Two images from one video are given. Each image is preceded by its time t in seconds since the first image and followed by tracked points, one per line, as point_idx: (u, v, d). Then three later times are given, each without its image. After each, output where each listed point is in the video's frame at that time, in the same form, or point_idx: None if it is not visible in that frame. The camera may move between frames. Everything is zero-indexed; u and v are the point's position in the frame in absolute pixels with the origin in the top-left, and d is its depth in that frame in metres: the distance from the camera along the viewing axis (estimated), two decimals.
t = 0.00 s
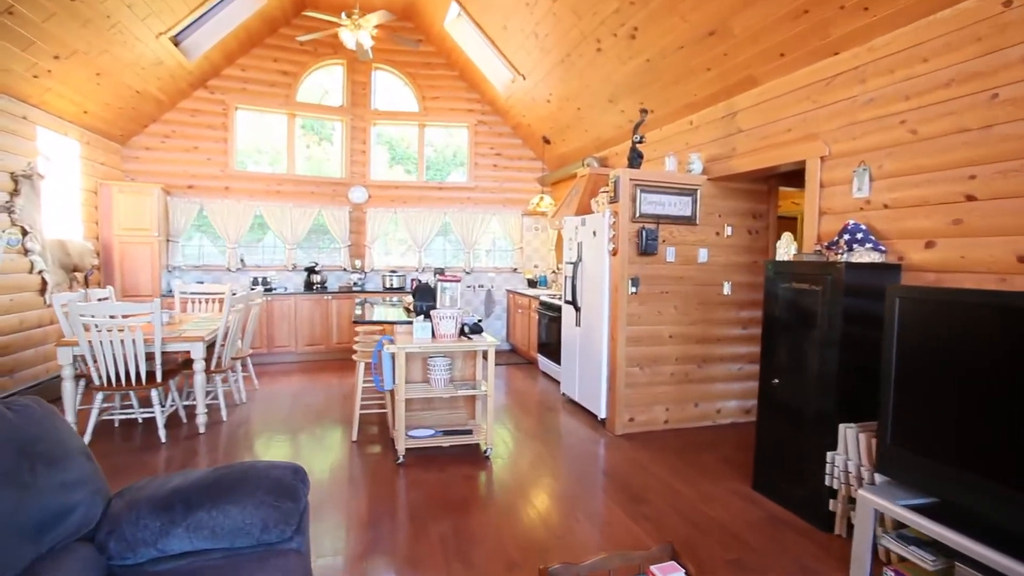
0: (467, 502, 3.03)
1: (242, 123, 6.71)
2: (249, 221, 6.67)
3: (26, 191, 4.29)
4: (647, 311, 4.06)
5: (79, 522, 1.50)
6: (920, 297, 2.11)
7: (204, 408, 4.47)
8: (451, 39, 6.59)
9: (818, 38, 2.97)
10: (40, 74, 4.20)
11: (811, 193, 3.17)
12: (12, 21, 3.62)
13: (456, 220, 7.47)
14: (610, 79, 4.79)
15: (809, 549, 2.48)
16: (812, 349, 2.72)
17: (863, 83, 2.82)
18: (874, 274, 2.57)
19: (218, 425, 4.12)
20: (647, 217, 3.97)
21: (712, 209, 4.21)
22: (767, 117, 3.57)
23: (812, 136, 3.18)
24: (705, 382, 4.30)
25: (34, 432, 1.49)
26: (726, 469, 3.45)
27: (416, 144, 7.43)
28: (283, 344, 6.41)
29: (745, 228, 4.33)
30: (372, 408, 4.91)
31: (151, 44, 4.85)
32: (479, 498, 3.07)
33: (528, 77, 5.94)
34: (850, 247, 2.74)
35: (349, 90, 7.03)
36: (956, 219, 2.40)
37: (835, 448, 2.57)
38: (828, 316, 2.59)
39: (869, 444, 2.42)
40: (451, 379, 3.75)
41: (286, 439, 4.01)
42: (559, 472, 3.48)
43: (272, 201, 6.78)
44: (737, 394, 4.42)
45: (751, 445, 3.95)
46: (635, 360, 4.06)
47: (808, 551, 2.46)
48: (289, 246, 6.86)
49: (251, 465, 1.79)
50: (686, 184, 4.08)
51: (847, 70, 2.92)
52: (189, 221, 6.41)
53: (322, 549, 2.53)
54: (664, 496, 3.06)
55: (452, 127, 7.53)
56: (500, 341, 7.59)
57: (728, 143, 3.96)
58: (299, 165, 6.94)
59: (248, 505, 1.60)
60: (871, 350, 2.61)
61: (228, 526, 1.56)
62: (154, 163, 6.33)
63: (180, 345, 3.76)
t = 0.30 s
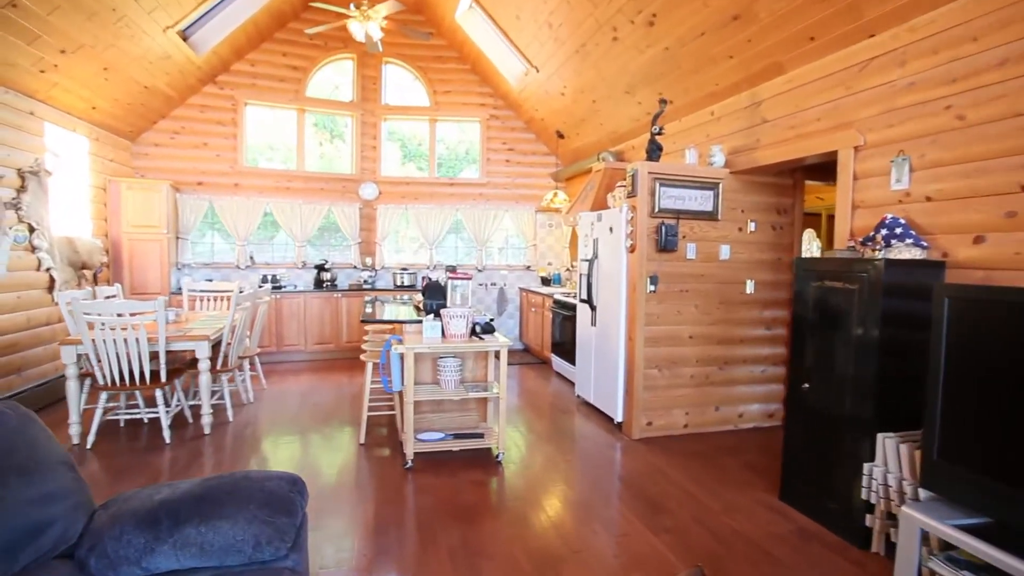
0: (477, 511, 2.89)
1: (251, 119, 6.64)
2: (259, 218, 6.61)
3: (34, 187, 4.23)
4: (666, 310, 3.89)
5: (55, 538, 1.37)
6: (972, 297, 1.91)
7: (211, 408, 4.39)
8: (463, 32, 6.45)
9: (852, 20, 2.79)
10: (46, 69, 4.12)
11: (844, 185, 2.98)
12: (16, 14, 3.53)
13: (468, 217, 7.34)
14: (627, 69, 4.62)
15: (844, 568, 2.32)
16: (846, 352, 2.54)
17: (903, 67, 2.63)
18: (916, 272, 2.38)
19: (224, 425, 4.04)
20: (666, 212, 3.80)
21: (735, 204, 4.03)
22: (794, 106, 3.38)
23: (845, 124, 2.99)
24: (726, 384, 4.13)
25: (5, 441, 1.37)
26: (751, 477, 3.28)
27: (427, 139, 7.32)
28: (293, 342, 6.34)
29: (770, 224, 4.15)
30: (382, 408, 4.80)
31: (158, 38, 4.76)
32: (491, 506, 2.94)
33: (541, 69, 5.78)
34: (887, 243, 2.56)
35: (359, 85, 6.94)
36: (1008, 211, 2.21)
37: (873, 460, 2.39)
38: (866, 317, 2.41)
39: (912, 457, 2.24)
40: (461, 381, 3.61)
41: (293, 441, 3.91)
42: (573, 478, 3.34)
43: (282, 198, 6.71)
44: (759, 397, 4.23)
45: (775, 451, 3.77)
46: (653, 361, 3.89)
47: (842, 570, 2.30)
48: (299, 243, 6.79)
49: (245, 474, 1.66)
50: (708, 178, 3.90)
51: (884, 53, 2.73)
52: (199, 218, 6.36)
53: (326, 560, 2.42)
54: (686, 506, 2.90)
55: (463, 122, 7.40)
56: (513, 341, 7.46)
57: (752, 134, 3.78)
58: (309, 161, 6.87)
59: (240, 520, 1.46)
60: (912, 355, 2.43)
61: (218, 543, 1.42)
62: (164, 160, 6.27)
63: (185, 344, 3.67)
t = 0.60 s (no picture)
0: (487, 521, 2.74)
1: (259, 115, 6.55)
2: (266, 216, 6.52)
3: (37, 183, 4.15)
4: (685, 311, 3.72)
5: (17, 561, 1.22)
6: None
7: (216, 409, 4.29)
8: (474, 25, 6.30)
9: None
10: (48, 62, 4.04)
11: (878, 177, 2.80)
12: (16, 5, 3.43)
13: (478, 214, 7.20)
14: (643, 60, 4.45)
15: None
16: (885, 356, 2.36)
17: (947, 48, 2.46)
18: (962, 269, 2.20)
19: (228, 427, 3.93)
20: (685, 208, 3.63)
21: (757, 198, 3.84)
22: (824, 94, 3.20)
23: (880, 112, 2.81)
24: (747, 388, 3.95)
25: None
26: (776, 488, 3.10)
27: (437, 135, 7.20)
28: (300, 342, 6.25)
29: (794, 220, 3.96)
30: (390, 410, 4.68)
31: (163, 31, 4.67)
32: (502, 516, 2.79)
33: (554, 62, 5.62)
34: (929, 239, 2.38)
35: (368, 80, 6.84)
36: None
37: (915, 474, 2.22)
38: (909, 319, 2.23)
39: (958, 471, 2.06)
40: (471, 383, 3.47)
41: (297, 443, 3.79)
42: (589, 486, 3.18)
43: (290, 195, 6.62)
44: (782, 401, 4.05)
45: (800, 459, 3.59)
46: (671, 363, 3.72)
47: None
48: (307, 241, 6.70)
49: (234, 488, 1.53)
50: (729, 171, 3.72)
51: (926, 34, 2.56)
52: (206, 216, 6.28)
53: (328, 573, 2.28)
54: (709, 519, 2.73)
55: (474, 117, 7.27)
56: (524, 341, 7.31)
57: (777, 125, 3.59)
58: (317, 158, 6.78)
59: (224, 542, 1.31)
60: (959, 359, 2.24)
61: (199, 567, 1.26)
62: (170, 157, 6.19)
63: (186, 344, 3.56)
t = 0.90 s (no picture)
0: (492, 535, 2.59)
1: (264, 112, 6.46)
2: (271, 214, 6.42)
3: (34, 180, 4.06)
4: (700, 312, 3.56)
5: None
6: None
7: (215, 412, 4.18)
8: (482, 19, 6.17)
9: None
10: (46, 56, 3.95)
11: (909, 171, 2.62)
12: None
13: (486, 213, 7.07)
14: (657, 51, 4.29)
15: None
16: (920, 362, 2.19)
17: (987, 32, 2.29)
18: (1006, 269, 2.03)
19: (227, 431, 3.82)
20: (701, 204, 3.47)
21: (776, 195, 3.67)
22: (849, 84, 3.03)
23: (911, 102, 2.65)
24: (765, 393, 3.78)
25: None
26: (799, 501, 2.94)
27: (444, 133, 7.09)
28: (305, 343, 6.14)
29: (815, 217, 3.78)
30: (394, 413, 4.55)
31: (165, 25, 4.57)
32: (508, 528, 2.64)
33: (563, 56, 5.47)
34: (966, 237, 2.22)
35: (374, 76, 6.74)
36: None
37: (955, 490, 2.04)
38: (947, 322, 2.07)
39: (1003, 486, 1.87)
40: (477, 387, 3.34)
41: (298, 448, 3.67)
42: (600, 496, 3.02)
43: (294, 193, 6.51)
44: (802, 407, 3.87)
45: (821, 469, 3.42)
46: (686, 367, 3.56)
47: None
48: (311, 240, 6.59)
49: (214, 507, 1.40)
50: (747, 166, 3.56)
51: (963, 17, 2.39)
52: (209, 214, 6.19)
53: None
54: (728, 534, 2.58)
55: (481, 114, 7.14)
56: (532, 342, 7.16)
57: (798, 117, 3.42)
58: (323, 155, 6.68)
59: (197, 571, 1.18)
60: (1003, 366, 2.06)
61: None
62: (173, 154, 6.11)
63: (183, 345, 3.45)
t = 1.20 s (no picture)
0: (496, 552, 2.43)
1: (264, 109, 6.34)
2: (271, 214, 6.29)
3: (24, 178, 3.95)
4: (714, 315, 3.39)
5: None
6: None
7: (210, 417, 4.05)
8: (486, 14, 6.03)
9: None
10: (37, 50, 3.84)
11: (941, 166, 2.45)
12: None
13: (490, 213, 6.92)
14: (667, 44, 4.13)
15: None
16: (953, 369, 2.04)
17: None
18: None
19: (221, 438, 3.69)
20: (715, 202, 3.30)
21: (793, 192, 3.50)
22: (873, 74, 2.86)
23: (943, 93, 2.47)
24: (781, 400, 3.61)
25: None
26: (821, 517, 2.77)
27: (448, 132, 6.95)
28: (305, 345, 6.01)
29: (834, 216, 3.61)
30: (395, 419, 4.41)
31: (161, 19, 4.45)
32: (512, 545, 2.48)
33: (570, 51, 5.32)
34: (1005, 238, 2.06)
35: (376, 73, 6.61)
36: None
37: (1000, 510, 1.88)
38: (987, 326, 1.91)
39: None
40: (479, 394, 3.19)
41: (294, 456, 3.53)
42: (609, 507, 2.88)
43: (295, 192, 6.39)
44: (819, 415, 3.70)
45: (841, 481, 3.25)
46: (699, 373, 3.40)
47: None
48: (312, 240, 6.47)
49: (182, 535, 1.25)
50: (763, 162, 3.39)
51: None
52: (208, 214, 6.07)
53: None
54: (747, 553, 2.42)
55: (486, 111, 6.99)
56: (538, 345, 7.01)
57: (817, 111, 3.26)
58: (324, 154, 6.56)
59: None
60: None
61: None
62: (172, 152, 6.00)
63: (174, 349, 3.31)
